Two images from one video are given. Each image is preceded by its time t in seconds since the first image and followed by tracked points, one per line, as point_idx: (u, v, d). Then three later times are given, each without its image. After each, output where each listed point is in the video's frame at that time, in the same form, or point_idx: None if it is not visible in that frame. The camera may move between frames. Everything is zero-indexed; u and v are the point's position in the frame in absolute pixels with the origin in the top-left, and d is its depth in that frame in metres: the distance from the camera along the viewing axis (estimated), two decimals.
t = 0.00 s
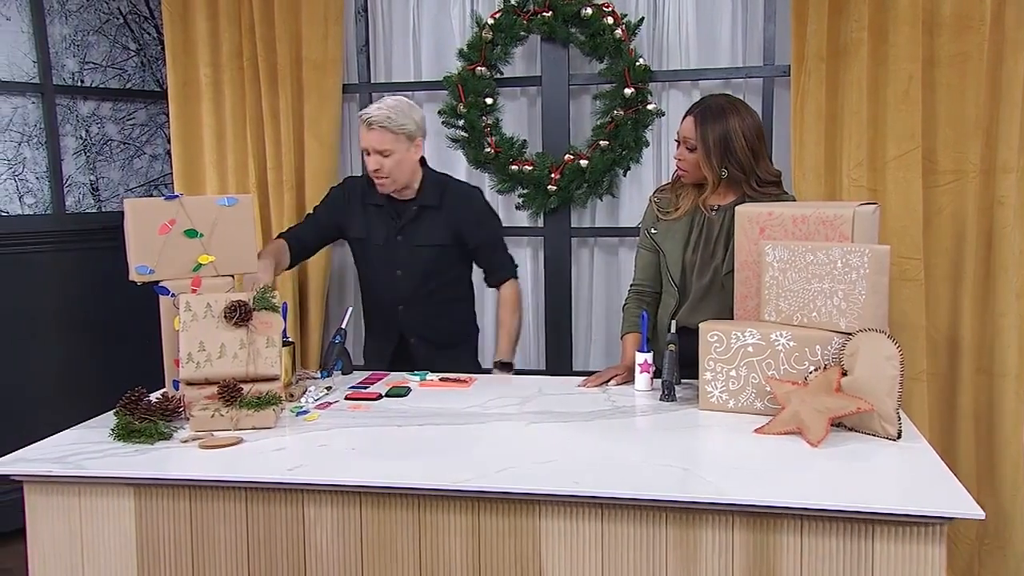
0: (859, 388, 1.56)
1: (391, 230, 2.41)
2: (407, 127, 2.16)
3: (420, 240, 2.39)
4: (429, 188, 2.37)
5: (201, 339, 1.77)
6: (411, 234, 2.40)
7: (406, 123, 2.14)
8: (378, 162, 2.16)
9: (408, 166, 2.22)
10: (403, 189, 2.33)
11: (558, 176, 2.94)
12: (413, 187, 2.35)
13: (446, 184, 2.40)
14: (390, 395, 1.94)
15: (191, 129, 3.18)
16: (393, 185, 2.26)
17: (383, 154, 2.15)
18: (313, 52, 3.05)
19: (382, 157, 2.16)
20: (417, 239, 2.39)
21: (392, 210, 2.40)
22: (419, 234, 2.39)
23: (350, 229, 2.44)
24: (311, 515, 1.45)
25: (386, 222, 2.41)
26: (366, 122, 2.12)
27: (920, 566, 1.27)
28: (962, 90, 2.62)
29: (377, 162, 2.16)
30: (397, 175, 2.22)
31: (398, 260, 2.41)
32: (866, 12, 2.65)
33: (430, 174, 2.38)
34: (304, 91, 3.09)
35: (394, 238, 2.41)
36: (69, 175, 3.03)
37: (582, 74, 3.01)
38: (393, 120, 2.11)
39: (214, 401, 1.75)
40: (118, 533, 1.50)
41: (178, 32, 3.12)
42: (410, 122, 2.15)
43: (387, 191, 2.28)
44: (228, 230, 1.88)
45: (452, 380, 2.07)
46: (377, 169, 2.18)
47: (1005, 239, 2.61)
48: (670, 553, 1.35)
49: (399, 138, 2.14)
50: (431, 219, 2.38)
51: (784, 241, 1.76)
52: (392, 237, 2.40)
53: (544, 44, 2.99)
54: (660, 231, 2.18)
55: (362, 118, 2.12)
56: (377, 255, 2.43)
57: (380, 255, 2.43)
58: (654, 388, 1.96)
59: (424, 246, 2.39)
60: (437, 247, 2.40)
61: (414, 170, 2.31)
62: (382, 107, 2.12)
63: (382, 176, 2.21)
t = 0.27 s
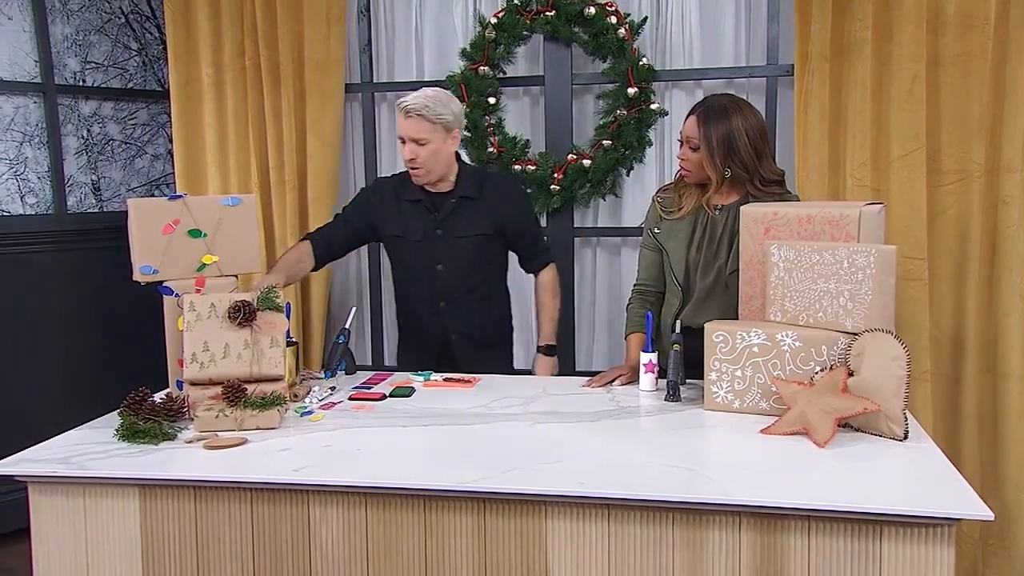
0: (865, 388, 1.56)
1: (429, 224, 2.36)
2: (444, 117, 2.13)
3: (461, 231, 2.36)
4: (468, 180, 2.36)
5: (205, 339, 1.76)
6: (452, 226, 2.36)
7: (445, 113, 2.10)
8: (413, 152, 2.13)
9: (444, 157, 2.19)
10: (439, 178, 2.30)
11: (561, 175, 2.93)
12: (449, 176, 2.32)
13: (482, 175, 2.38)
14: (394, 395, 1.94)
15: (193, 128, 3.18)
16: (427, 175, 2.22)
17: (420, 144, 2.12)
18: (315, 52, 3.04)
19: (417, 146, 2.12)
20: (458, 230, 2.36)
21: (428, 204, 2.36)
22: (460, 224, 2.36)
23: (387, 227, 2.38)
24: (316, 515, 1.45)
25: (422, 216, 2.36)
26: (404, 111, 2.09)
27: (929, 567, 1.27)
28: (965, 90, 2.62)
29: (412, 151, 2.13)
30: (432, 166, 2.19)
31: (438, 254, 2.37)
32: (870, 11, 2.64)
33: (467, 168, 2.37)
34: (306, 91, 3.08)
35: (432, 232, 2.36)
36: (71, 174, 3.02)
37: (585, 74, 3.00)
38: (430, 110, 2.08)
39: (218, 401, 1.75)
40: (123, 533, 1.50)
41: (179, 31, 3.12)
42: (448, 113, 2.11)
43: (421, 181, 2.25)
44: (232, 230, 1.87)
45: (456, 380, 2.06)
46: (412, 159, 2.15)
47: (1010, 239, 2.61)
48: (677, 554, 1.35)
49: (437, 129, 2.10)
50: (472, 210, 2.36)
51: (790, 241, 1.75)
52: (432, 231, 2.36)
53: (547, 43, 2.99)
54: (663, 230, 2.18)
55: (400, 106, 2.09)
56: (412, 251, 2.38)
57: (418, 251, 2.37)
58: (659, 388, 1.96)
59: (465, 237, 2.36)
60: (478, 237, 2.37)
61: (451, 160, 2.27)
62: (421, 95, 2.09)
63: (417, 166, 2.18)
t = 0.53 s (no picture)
0: (869, 389, 1.56)
1: (456, 220, 2.37)
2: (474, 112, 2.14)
3: (488, 227, 2.37)
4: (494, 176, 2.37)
5: (205, 339, 1.75)
6: (478, 222, 2.37)
7: (473, 107, 2.12)
8: (440, 144, 2.14)
9: (471, 151, 2.19)
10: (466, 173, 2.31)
11: (561, 175, 2.91)
12: (475, 173, 2.34)
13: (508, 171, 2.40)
14: (395, 396, 1.93)
15: (191, 128, 3.17)
16: (454, 170, 2.23)
17: (448, 136, 2.13)
18: (314, 51, 3.03)
19: (445, 138, 2.13)
20: (485, 226, 2.37)
21: (455, 200, 2.37)
22: (488, 219, 2.37)
23: (413, 225, 2.39)
24: (318, 516, 1.44)
25: (448, 214, 2.37)
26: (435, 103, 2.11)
27: (933, 567, 1.26)
28: (965, 90, 2.62)
29: (440, 143, 2.14)
30: (459, 161, 2.20)
31: (466, 252, 2.38)
32: (871, 11, 2.64)
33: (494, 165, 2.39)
34: (305, 91, 3.07)
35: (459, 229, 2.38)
36: (68, 174, 3.01)
37: (585, 74, 3.00)
38: (459, 102, 2.10)
39: (219, 401, 1.75)
40: (124, 534, 1.49)
41: (178, 30, 3.11)
42: (478, 107, 2.13)
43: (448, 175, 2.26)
44: (232, 230, 1.87)
45: (457, 380, 2.06)
46: (439, 152, 2.16)
47: (1010, 239, 2.61)
48: (681, 554, 1.34)
49: (466, 122, 2.12)
50: (498, 207, 2.37)
51: (792, 240, 1.75)
52: (459, 228, 2.37)
53: (547, 43, 2.98)
54: (663, 231, 2.17)
55: (429, 99, 2.12)
56: (437, 249, 2.39)
57: (446, 247, 2.38)
58: (661, 388, 1.95)
59: (492, 233, 2.37)
60: (504, 233, 2.38)
61: (477, 157, 2.29)
62: (451, 89, 2.11)
63: (444, 159, 2.18)
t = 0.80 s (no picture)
0: (871, 389, 1.55)
1: (460, 216, 2.37)
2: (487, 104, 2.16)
3: (491, 224, 2.37)
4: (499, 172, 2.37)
5: (204, 341, 1.74)
6: (481, 219, 2.37)
7: (488, 98, 2.14)
8: (450, 129, 2.13)
9: (479, 143, 2.18)
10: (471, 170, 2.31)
11: (561, 175, 2.90)
12: (481, 169, 2.34)
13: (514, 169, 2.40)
14: (396, 397, 1.92)
15: (188, 128, 3.16)
16: (459, 163, 2.20)
17: (459, 123, 2.12)
18: (312, 51, 3.02)
19: (456, 125, 2.12)
20: (489, 223, 2.37)
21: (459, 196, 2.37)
22: (493, 215, 2.37)
23: (415, 220, 2.38)
24: (320, 518, 1.44)
25: (452, 209, 2.37)
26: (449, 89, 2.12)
27: (938, 568, 1.26)
28: (964, 90, 2.62)
29: (450, 129, 2.13)
30: (467, 152, 2.18)
31: (469, 249, 2.38)
32: (870, 11, 2.64)
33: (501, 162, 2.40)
34: (303, 90, 3.07)
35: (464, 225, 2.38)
36: (64, 174, 3.00)
37: (584, 73, 3.00)
38: (474, 89, 2.12)
39: (219, 402, 1.74)
40: (124, 537, 1.48)
41: (175, 30, 3.10)
42: (491, 99, 2.15)
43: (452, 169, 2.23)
44: (232, 230, 1.86)
45: (457, 381, 2.05)
46: (448, 140, 2.14)
47: (1009, 239, 2.61)
48: (685, 555, 1.34)
49: (479, 109, 2.12)
50: (502, 204, 2.37)
51: (793, 241, 1.75)
52: (462, 224, 2.37)
53: (546, 43, 2.97)
54: (660, 232, 2.15)
55: (444, 87, 2.14)
56: (438, 246, 2.38)
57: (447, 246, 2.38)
58: (662, 389, 1.95)
59: (496, 231, 2.37)
60: (508, 231, 2.38)
61: (484, 155, 2.28)
62: (467, 79, 2.14)
63: (451, 149, 2.16)
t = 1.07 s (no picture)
0: (874, 390, 1.55)
1: (449, 212, 2.36)
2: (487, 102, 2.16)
3: (481, 221, 2.36)
4: (490, 170, 2.35)
5: (204, 342, 1.74)
6: (471, 216, 2.36)
7: (488, 95, 2.13)
8: (450, 125, 2.11)
9: (477, 140, 2.16)
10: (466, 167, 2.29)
11: (559, 175, 2.90)
12: (476, 166, 2.33)
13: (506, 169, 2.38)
14: (397, 398, 1.91)
15: (185, 127, 3.14)
16: (457, 161, 2.19)
17: (458, 120, 2.11)
18: (310, 51, 3.01)
19: (455, 120, 2.11)
20: (478, 220, 2.36)
21: (451, 191, 2.36)
22: (479, 214, 2.35)
23: (404, 212, 2.38)
24: (322, 520, 1.43)
25: (441, 205, 2.36)
26: (449, 85, 2.12)
27: (942, 569, 1.26)
28: (963, 89, 2.63)
29: (449, 124, 2.11)
30: (465, 149, 2.16)
31: (453, 245, 2.37)
32: (869, 11, 2.64)
33: (493, 161, 2.37)
34: (301, 90, 3.06)
35: (451, 221, 2.36)
36: (60, 173, 2.99)
37: (583, 73, 2.99)
38: (475, 86, 2.11)
39: (219, 404, 1.73)
40: (124, 539, 1.47)
41: (172, 29, 3.09)
42: (491, 97, 2.14)
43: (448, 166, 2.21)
44: (231, 230, 1.85)
45: (458, 382, 2.04)
46: (446, 136, 2.13)
47: (1008, 239, 2.62)
48: (689, 556, 1.33)
49: (479, 106, 2.11)
50: (492, 202, 2.35)
51: (795, 241, 1.74)
52: (451, 220, 2.36)
53: (545, 42, 2.97)
54: (662, 231, 2.15)
55: (445, 82, 2.13)
56: (426, 241, 2.37)
57: (446, 246, 2.37)
58: (663, 390, 1.94)
59: (485, 228, 2.36)
60: (496, 230, 2.36)
61: (480, 153, 2.27)
62: (467, 75, 2.13)
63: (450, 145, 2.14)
